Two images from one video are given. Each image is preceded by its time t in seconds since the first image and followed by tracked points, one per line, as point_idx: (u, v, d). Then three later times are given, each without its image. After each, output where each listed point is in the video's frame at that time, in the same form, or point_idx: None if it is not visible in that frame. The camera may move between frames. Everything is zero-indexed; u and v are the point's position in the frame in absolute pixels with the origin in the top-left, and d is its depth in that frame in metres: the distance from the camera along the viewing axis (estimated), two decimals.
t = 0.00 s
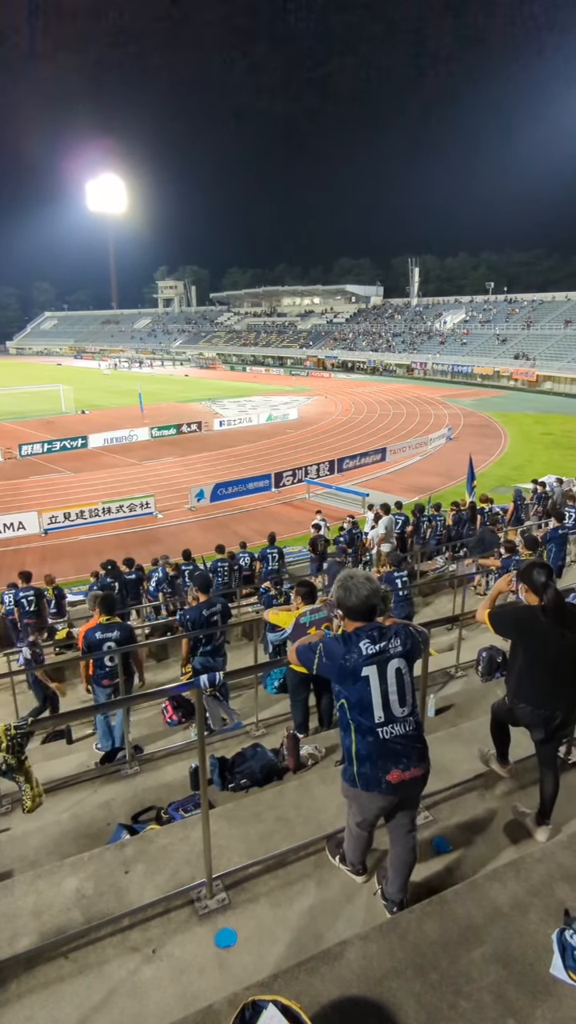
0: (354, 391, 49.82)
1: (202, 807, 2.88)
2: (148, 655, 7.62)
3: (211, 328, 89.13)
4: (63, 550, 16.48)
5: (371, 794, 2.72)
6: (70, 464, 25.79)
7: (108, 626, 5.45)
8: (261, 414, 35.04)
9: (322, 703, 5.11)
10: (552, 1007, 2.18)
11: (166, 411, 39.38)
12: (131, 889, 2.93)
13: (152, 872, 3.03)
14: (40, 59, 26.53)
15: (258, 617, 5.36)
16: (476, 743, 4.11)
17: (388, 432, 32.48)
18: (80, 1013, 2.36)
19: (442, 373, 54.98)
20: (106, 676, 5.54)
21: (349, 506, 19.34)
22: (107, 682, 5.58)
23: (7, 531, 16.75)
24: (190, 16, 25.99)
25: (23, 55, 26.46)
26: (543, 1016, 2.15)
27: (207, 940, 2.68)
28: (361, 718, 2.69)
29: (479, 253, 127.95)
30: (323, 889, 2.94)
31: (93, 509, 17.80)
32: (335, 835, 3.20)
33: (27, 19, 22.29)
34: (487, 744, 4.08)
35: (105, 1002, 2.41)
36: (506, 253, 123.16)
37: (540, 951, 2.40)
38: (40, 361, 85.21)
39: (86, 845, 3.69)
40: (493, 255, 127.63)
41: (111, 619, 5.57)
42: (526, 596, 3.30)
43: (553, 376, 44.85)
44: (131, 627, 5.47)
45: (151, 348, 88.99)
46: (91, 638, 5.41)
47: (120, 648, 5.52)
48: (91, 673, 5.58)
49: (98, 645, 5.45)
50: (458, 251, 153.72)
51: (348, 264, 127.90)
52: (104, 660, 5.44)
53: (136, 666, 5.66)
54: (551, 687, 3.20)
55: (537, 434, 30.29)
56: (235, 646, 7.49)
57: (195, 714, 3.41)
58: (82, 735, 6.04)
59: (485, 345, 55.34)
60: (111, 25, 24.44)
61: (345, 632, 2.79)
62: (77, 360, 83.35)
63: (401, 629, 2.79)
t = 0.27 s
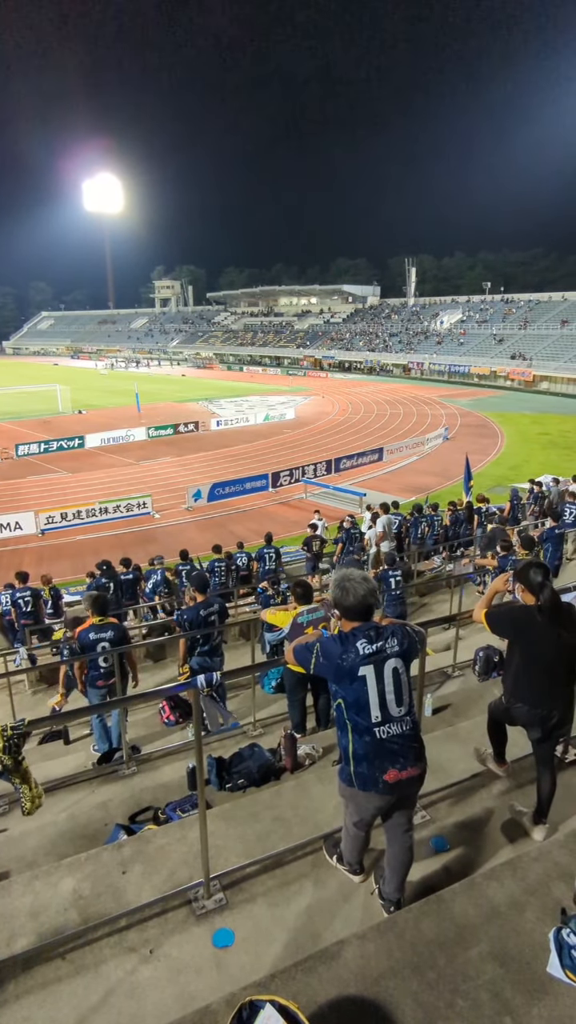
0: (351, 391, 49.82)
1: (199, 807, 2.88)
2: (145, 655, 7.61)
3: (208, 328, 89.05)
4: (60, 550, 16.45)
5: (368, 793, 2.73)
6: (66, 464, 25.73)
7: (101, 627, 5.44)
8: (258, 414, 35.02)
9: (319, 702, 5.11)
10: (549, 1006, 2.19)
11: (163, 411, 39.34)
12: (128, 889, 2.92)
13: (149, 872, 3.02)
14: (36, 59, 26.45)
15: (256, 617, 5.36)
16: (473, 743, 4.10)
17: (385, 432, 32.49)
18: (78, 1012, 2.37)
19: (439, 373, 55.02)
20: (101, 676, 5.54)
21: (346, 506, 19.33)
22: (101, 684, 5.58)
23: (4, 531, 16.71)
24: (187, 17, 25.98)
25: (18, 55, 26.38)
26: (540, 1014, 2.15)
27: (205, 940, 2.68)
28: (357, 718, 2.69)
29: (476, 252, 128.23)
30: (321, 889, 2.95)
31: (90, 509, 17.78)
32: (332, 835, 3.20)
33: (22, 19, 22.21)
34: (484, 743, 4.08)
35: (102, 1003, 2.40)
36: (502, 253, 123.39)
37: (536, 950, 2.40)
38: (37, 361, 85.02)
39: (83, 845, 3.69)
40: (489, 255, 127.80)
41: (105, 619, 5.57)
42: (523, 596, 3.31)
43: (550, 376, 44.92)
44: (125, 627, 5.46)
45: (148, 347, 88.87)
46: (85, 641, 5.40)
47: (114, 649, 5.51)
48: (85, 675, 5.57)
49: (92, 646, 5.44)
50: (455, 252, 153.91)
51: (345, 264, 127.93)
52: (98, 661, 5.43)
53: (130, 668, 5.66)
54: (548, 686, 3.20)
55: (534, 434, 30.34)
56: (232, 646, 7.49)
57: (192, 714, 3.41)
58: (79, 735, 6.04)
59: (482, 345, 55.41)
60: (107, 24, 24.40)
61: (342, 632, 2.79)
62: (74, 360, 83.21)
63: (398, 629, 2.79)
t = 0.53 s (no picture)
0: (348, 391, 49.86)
1: (196, 807, 2.88)
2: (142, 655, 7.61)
3: (205, 328, 88.99)
4: (57, 550, 16.42)
5: (364, 792, 2.73)
6: (63, 464, 25.68)
7: (93, 627, 5.44)
8: (255, 413, 35.02)
9: (317, 702, 5.12)
10: (544, 1004, 2.19)
11: (160, 411, 39.31)
12: (125, 890, 2.92)
13: (146, 873, 3.02)
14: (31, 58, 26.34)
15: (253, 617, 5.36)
16: (470, 742, 4.10)
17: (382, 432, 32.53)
18: (76, 1012, 2.37)
19: (435, 373, 55.09)
20: (94, 677, 5.53)
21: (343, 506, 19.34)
22: (95, 684, 5.57)
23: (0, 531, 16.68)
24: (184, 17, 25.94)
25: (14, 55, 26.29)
26: (536, 1013, 2.16)
27: (202, 941, 2.68)
28: (354, 718, 2.69)
29: (473, 252, 128.39)
30: (318, 889, 2.95)
31: (87, 509, 17.76)
32: (329, 834, 3.21)
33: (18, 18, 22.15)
34: (481, 742, 4.08)
35: (99, 1004, 2.40)
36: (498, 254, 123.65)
37: (532, 948, 2.41)
38: (33, 361, 84.83)
39: (80, 846, 3.69)
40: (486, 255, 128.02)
41: (98, 620, 5.56)
42: (519, 595, 3.32)
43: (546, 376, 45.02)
44: (118, 626, 5.46)
45: (145, 347, 88.77)
46: (77, 641, 5.39)
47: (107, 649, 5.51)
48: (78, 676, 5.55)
49: (84, 647, 5.44)
50: (452, 252, 154.15)
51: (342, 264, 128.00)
52: (91, 661, 5.43)
53: (124, 667, 5.66)
54: (544, 685, 3.22)
55: (530, 434, 30.41)
56: (229, 646, 7.50)
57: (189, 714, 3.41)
58: (76, 736, 6.03)
59: (478, 345, 55.52)
60: (103, 25, 24.36)
61: (339, 632, 2.79)
62: (70, 360, 83.08)
63: (395, 629, 2.79)
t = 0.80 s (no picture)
0: (346, 391, 49.87)
1: (195, 807, 2.88)
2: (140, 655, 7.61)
3: (203, 328, 88.92)
4: (55, 550, 16.40)
5: (363, 792, 2.73)
6: (61, 464, 25.63)
7: (88, 629, 5.43)
8: (253, 414, 35.02)
9: (315, 702, 5.12)
10: (541, 1003, 2.20)
11: (158, 411, 39.27)
12: (124, 890, 2.92)
13: (144, 874, 3.01)
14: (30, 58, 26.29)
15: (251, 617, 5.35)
16: (468, 742, 4.11)
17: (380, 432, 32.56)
18: (74, 1013, 2.37)
19: (433, 373, 55.14)
20: (89, 679, 5.52)
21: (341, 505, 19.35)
22: (90, 686, 5.56)
23: None
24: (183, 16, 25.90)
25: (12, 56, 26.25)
26: (535, 1012, 2.16)
27: (200, 941, 2.68)
28: (352, 718, 2.69)
29: (471, 252, 128.47)
30: (316, 888, 2.95)
31: (85, 509, 17.74)
32: (327, 834, 3.21)
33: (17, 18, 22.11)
34: (478, 742, 4.09)
35: (96, 1005, 2.39)
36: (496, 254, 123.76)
37: (530, 947, 2.41)
38: (30, 361, 84.66)
39: (79, 846, 3.69)
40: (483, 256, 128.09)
41: (92, 621, 5.55)
42: (516, 595, 3.32)
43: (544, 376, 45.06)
44: (112, 627, 5.45)
45: (143, 347, 88.67)
46: (73, 643, 5.38)
47: (103, 650, 5.51)
48: (73, 678, 5.54)
49: (79, 649, 5.43)
50: (450, 252, 154.34)
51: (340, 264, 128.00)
52: (86, 663, 5.42)
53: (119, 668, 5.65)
54: (542, 686, 3.22)
55: (528, 434, 30.43)
56: (227, 646, 7.50)
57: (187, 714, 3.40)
58: (74, 737, 6.02)
59: (476, 345, 55.58)
60: (100, 24, 24.36)
61: (337, 632, 2.79)
62: (68, 360, 82.98)
63: (393, 629, 2.79)
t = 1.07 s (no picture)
0: (344, 391, 49.88)
1: (192, 807, 2.88)
2: (137, 655, 7.61)
3: (201, 328, 88.86)
4: (53, 551, 16.38)
5: (360, 792, 2.73)
6: (58, 464, 25.58)
7: (86, 629, 5.43)
8: (251, 413, 35.02)
9: (313, 702, 5.12)
10: (539, 1002, 2.20)
11: (155, 411, 39.23)
12: (121, 891, 2.91)
13: (142, 874, 3.01)
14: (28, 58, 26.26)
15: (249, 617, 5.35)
16: (465, 742, 4.11)
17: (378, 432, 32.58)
18: (72, 1013, 2.36)
19: (431, 373, 55.18)
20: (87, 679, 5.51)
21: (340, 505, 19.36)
22: (87, 687, 5.54)
23: None
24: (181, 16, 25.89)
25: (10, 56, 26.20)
26: (532, 1012, 2.16)
27: (198, 941, 2.68)
28: (350, 718, 2.69)
29: (469, 252, 128.47)
30: (314, 888, 2.95)
31: (82, 509, 17.71)
32: (325, 834, 3.21)
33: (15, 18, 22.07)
34: (476, 742, 4.09)
35: (94, 1005, 2.39)
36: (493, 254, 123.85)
37: (528, 947, 2.42)
38: (28, 361, 84.52)
39: (76, 846, 3.69)
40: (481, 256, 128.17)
41: (90, 622, 5.55)
42: (514, 595, 3.33)
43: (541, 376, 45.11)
44: (110, 627, 5.45)
45: (141, 347, 88.58)
46: (70, 643, 5.38)
47: (100, 651, 5.51)
48: (71, 679, 5.52)
49: (77, 649, 5.43)
50: (448, 252, 154.45)
51: (338, 264, 128.03)
52: (83, 664, 5.41)
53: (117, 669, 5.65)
54: (540, 686, 3.23)
55: (526, 434, 30.48)
56: (225, 646, 7.51)
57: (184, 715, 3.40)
58: (72, 737, 6.02)
59: (474, 345, 55.64)
60: (99, 24, 24.34)
61: (334, 632, 2.79)
62: (66, 360, 82.88)
63: (391, 629, 2.79)
